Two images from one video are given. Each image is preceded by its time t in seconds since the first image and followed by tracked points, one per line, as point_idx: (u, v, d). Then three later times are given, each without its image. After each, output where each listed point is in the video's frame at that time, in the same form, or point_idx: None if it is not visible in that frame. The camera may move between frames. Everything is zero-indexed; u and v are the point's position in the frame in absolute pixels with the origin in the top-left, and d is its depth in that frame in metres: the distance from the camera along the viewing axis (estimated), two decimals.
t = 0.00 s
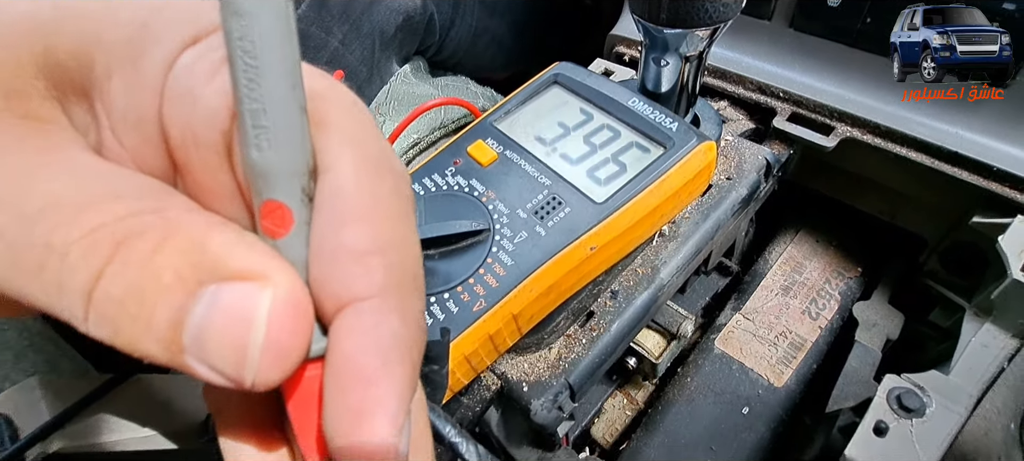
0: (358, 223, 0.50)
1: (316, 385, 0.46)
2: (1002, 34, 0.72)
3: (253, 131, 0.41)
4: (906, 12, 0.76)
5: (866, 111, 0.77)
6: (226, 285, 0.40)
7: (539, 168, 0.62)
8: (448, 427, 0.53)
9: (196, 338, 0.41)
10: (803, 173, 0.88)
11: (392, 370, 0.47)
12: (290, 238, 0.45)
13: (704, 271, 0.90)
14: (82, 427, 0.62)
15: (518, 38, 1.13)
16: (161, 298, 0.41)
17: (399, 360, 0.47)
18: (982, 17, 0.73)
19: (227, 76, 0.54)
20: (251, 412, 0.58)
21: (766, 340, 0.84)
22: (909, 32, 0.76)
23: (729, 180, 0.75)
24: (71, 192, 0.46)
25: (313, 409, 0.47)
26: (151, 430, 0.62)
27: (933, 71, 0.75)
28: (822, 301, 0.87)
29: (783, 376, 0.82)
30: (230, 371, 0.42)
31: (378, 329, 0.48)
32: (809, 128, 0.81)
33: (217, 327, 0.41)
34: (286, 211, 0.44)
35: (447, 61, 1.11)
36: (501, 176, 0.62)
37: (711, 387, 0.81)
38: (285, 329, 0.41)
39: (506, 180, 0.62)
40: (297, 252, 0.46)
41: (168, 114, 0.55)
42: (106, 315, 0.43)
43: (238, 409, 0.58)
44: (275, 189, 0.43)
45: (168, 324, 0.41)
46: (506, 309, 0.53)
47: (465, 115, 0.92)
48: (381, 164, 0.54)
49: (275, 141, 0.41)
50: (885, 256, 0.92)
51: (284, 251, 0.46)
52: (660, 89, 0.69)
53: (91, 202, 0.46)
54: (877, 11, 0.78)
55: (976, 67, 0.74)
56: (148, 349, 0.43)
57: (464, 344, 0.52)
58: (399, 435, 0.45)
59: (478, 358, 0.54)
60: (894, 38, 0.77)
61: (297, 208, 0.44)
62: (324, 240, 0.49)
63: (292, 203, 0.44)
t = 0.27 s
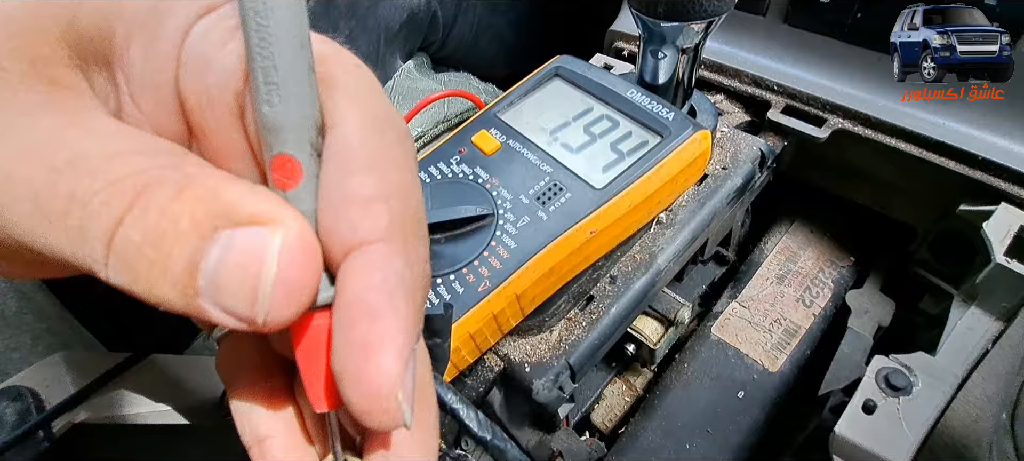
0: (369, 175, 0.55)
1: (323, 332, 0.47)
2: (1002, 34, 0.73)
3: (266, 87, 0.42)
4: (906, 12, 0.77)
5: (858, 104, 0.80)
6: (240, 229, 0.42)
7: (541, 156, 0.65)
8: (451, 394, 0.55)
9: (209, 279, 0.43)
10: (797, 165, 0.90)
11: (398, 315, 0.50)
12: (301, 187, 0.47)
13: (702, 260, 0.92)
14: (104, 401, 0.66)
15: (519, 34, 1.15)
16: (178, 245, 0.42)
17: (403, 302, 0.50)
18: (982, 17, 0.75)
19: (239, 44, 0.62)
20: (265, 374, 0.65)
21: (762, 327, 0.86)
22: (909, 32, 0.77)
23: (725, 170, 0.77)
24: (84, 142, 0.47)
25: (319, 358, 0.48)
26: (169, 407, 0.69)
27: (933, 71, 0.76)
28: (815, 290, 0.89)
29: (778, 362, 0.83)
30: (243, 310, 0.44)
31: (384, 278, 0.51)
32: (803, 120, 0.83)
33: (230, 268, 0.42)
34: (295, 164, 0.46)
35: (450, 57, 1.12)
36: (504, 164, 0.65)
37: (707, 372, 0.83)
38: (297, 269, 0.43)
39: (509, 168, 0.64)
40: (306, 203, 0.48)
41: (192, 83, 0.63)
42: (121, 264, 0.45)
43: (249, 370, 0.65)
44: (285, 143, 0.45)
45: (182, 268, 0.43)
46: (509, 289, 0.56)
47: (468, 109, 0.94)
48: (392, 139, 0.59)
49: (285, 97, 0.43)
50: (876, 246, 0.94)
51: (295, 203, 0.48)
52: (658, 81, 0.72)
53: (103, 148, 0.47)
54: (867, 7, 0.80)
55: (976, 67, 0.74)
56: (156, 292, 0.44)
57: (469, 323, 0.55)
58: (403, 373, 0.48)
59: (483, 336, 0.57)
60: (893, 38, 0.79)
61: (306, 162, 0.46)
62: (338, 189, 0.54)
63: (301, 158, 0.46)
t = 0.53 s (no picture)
0: (353, 100, 0.56)
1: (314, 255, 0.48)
2: (1002, 34, 0.76)
3: (251, 20, 0.50)
4: (907, 12, 0.81)
5: (853, 91, 0.82)
6: (229, 152, 0.44)
7: (544, 138, 0.67)
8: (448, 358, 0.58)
9: (203, 202, 0.45)
10: (795, 152, 0.91)
11: (380, 223, 0.50)
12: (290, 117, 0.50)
13: (702, 245, 0.94)
14: (126, 367, 0.68)
15: (523, 28, 1.16)
16: (174, 169, 0.45)
17: (388, 218, 0.51)
18: (981, 17, 0.79)
19: None
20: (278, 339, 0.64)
21: (760, 310, 0.87)
22: (909, 32, 0.80)
23: (724, 155, 0.79)
24: (107, 105, 0.49)
25: (309, 281, 0.49)
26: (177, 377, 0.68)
27: (933, 71, 0.79)
28: (813, 274, 0.90)
29: (775, 344, 0.85)
30: (236, 231, 0.46)
31: (366, 193, 0.51)
32: (800, 108, 0.85)
33: (223, 186, 0.44)
34: (282, 95, 0.50)
35: (453, 50, 1.15)
36: (509, 146, 0.67)
37: (707, 354, 0.85)
38: (283, 183, 0.45)
39: (514, 150, 0.66)
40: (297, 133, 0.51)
41: (190, 31, 0.62)
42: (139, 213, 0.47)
43: (261, 333, 0.64)
44: (273, 77, 0.50)
45: (177, 190, 0.45)
46: (515, 265, 0.58)
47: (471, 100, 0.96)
48: (388, 90, 0.60)
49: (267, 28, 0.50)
50: (872, 232, 0.95)
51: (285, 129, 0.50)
52: (658, 67, 0.74)
53: (122, 108, 0.49)
54: None
55: (976, 66, 0.77)
56: (160, 220, 0.46)
57: (476, 296, 0.57)
58: (390, 282, 0.49)
59: (489, 310, 0.59)
60: (893, 38, 0.82)
61: (294, 93, 0.50)
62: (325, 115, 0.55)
63: (289, 88, 0.50)
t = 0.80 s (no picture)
0: (385, 69, 0.59)
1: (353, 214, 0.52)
2: (1001, 34, 0.79)
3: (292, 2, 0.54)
4: (907, 13, 0.85)
5: (850, 81, 0.84)
6: (277, 120, 0.47)
7: (551, 124, 0.70)
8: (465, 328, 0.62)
9: (256, 164, 0.48)
10: (795, 142, 0.93)
11: (414, 180, 0.53)
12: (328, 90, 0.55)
13: (703, 233, 0.96)
14: (152, 340, 0.65)
15: (527, 22, 1.19)
16: (228, 134, 0.48)
17: (422, 174, 0.54)
18: (980, 17, 0.82)
19: None
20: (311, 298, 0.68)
21: (760, 295, 0.88)
22: (909, 32, 0.83)
23: (724, 142, 0.81)
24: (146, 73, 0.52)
25: (347, 239, 0.52)
26: (205, 350, 0.66)
27: (933, 71, 0.80)
28: (812, 261, 0.92)
29: (775, 328, 0.86)
30: (285, 191, 0.49)
31: (400, 151, 0.54)
32: (799, 97, 0.87)
33: (273, 148, 0.47)
34: (322, 68, 0.54)
35: (459, 45, 1.17)
36: (517, 132, 0.70)
37: (708, 337, 0.85)
38: (327, 142, 0.48)
39: (522, 135, 0.69)
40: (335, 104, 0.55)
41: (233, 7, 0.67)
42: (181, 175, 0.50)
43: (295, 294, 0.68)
44: (314, 51, 0.54)
45: (231, 153, 0.48)
46: (524, 243, 0.62)
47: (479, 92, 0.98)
48: (416, 65, 0.62)
49: (307, 7, 0.55)
50: (868, 220, 0.97)
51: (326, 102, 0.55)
52: (661, 56, 0.76)
53: (162, 74, 0.51)
54: None
55: (975, 66, 0.79)
56: (215, 183, 0.49)
57: (487, 274, 0.61)
58: (425, 235, 0.51)
59: (499, 287, 0.63)
60: (894, 38, 0.84)
61: (331, 66, 0.55)
62: (359, 82, 0.58)
63: (327, 62, 0.54)
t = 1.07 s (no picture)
0: (400, 55, 0.60)
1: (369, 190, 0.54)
2: (1001, 34, 0.79)
3: None
4: (907, 12, 0.84)
5: (849, 76, 0.85)
6: (296, 102, 0.48)
7: (554, 118, 0.73)
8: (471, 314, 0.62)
9: (276, 143, 0.49)
10: (796, 138, 0.94)
11: (426, 158, 0.54)
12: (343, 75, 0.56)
13: (703, 227, 0.95)
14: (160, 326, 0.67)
15: (527, 22, 1.19)
16: (250, 117, 0.49)
17: (433, 153, 0.55)
18: (981, 17, 0.82)
19: None
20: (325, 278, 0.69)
21: (759, 289, 0.87)
22: (909, 32, 0.83)
23: (725, 137, 0.82)
24: (162, 58, 0.54)
25: (361, 216, 0.54)
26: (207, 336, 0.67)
27: (933, 71, 0.81)
28: (812, 255, 0.91)
29: (775, 321, 0.84)
30: (304, 168, 0.50)
31: (413, 131, 0.56)
32: (798, 92, 0.88)
33: (292, 130, 0.48)
34: (337, 53, 0.55)
35: (461, 42, 1.19)
36: (521, 125, 0.73)
37: (708, 331, 0.84)
38: (345, 120, 0.50)
39: (525, 128, 0.72)
40: (349, 87, 0.56)
41: None
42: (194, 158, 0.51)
43: (308, 273, 0.69)
44: (328, 37, 0.55)
45: (253, 133, 0.49)
46: (527, 234, 0.64)
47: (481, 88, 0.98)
48: (427, 52, 0.63)
49: None
50: (868, 215, 0.96)
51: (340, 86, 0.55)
52: (662, 51, 0.78)
53: (183, 59, 0.52)
54: None
55: (976, 66, 0.79)
56: (237, 161, 0.50)
57: (491, 264, 0.64)
58: (436, 209, 0.53)
59: (503, 277, 0.66)
60: (894, 38, 0.84)
61: (345, 52, 0.56)
62: (373, 67, 0.59)
63: (341, 47, 0.56)
